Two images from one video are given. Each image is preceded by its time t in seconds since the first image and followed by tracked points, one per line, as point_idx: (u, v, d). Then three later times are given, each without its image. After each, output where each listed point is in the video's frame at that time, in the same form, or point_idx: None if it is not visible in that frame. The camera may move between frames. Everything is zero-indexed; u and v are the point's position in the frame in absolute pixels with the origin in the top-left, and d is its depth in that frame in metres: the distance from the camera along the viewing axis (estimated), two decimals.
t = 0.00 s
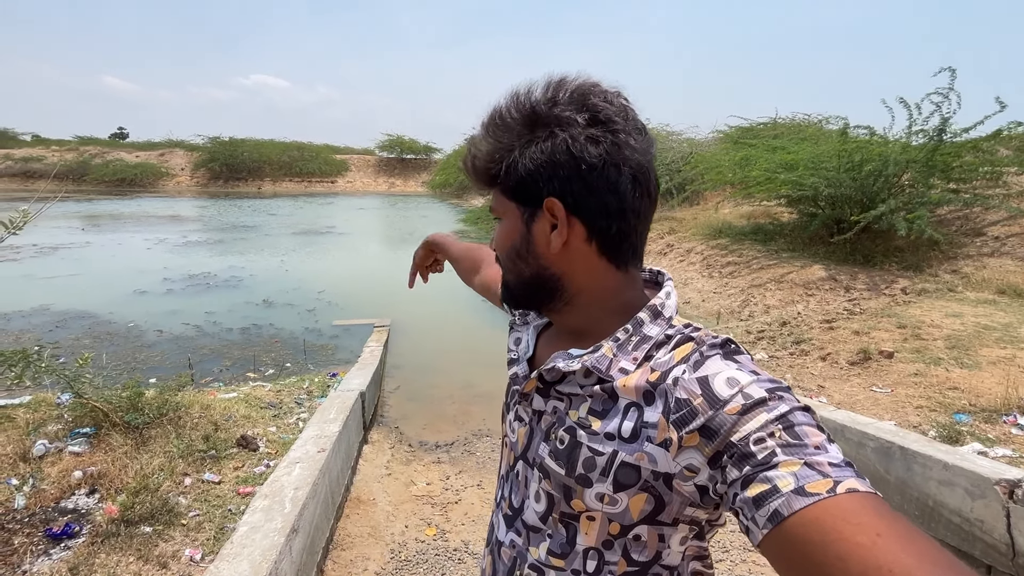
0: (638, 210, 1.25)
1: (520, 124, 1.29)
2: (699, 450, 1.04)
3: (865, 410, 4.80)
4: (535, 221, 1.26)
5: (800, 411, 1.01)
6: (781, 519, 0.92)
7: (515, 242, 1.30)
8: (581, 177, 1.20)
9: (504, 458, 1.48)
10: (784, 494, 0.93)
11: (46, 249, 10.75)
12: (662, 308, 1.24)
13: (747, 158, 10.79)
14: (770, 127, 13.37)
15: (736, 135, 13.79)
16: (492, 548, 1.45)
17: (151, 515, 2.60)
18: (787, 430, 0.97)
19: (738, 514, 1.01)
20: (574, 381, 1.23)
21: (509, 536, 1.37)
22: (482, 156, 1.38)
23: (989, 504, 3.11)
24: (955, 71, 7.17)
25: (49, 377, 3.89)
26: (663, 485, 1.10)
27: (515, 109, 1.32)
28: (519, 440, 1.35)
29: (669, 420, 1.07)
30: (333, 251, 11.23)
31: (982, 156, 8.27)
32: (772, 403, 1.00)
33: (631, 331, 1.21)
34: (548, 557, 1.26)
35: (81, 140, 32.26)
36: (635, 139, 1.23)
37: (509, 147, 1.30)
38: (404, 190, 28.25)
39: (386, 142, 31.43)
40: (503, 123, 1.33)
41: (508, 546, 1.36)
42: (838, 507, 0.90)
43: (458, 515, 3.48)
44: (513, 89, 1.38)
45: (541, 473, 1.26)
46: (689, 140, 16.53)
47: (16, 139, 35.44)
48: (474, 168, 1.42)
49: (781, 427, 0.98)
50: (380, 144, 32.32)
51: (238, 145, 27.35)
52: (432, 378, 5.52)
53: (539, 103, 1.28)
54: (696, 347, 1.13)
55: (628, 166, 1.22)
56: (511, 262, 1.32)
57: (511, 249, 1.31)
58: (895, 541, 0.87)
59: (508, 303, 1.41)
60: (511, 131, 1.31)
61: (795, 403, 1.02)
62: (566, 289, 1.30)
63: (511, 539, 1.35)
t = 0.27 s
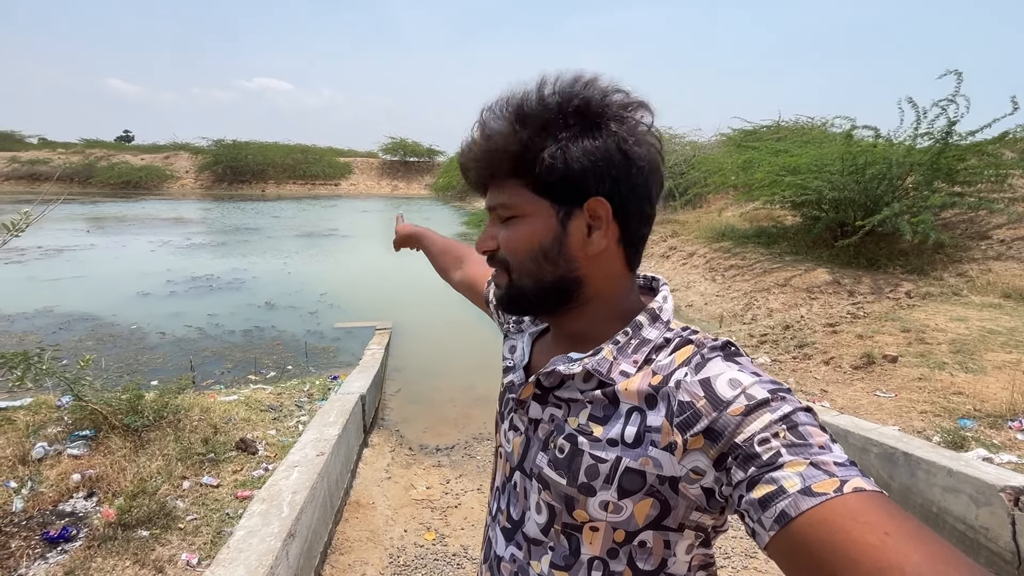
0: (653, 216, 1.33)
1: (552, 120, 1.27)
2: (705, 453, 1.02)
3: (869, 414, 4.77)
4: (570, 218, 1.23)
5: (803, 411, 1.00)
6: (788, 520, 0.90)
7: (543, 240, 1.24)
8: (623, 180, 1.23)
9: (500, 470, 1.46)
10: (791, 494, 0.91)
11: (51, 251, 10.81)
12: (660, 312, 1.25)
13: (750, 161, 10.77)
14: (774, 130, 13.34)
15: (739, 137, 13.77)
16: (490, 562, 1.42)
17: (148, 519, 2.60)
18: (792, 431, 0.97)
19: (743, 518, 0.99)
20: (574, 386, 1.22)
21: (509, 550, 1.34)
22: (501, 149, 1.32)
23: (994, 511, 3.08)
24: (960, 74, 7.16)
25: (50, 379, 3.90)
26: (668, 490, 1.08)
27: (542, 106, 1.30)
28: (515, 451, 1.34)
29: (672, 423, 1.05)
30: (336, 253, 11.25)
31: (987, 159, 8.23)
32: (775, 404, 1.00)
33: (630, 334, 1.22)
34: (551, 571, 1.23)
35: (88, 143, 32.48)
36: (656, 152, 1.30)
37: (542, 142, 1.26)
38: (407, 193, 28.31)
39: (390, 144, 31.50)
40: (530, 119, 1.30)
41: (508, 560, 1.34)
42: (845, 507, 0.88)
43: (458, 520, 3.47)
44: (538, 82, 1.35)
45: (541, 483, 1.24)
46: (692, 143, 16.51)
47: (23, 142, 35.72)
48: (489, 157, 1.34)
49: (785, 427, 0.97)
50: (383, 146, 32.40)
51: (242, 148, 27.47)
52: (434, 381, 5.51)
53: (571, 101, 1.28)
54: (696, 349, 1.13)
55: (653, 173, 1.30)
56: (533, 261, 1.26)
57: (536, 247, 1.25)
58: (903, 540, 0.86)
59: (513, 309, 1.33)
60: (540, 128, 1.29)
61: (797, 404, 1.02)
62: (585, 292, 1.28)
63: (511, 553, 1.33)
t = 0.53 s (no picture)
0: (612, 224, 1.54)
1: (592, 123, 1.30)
2: (680, 449, 1.05)
3: (868, 418, 4.76)
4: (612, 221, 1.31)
5: (774, 407, 1.03)
6: (761, 512, 0.93)
7: (597, 242, 1.28)
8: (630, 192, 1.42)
9: (479, 473, 1.47)
10: (763, 487, 0.93)
11: (54, 253, 10.85)
12: (636, 310, 1.28)
13: (751, 164, 10.77)
14: (775, 133, 13.34)
15: (741, 141, 13.77)
16: (469, 567, 1.44)
17: (143, 521, 2.61)
18: (763, 426, 0.99)
19: (718, 512, 1.02)
20: (553, 386, 1.25)
21: (487, 553, 1.35)
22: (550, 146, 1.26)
23: (991, 516, 3.07)
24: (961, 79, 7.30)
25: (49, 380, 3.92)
26: (645, 487, 1.10)
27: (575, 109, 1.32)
28: (494, 454, 1.35)
29: (649, 420, 1.07)
30: (337, 255, 11.26)
31: (989, 162, 8.22)
32: (748, 400, 1.03)
33: (607, 332, 1.23)
34: (530, 573, 1.24)
35: (92, 146, 32.61)
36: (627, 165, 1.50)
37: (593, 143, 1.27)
38: (409, 196, 28.35)
39: (392, 147, 31.56)
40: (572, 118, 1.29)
41: (487, 565, 1.35)
42: (816, 499, 0.91)
43: (454, 523, 3.47)
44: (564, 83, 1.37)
45: (519, 485, 1.25)
46: (694, 146, 16.52)
47: (28, 145, 35.91)
48: (538, 148, 1.26)
49: (757, 422, 0.99)
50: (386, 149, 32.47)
51: (245, 151, 27.54)
52: (433, 383, 5.52)
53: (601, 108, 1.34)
54: (672, 348, 1.16)
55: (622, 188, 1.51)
56: (587, 262, 1.27)
57: (592, 248, 1.27)
58: (869, 530, 0.89)
59: (552, 312, 1.28)
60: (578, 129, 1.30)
61: (768, 400, 1.05)
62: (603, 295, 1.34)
63: (489, 557, 1.34)
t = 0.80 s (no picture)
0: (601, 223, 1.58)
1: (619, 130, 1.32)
2: (669, 438, 1.07)
3: (867, 420, 4.76)
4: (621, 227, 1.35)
5: (759, 394, 1.05)
6: (749, 495, 0.94)
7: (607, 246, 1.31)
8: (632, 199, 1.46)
9: (470, 471, 1.48)
10: (750, 471, 0.95)
11: (57, 256, 10.90)
12: (623, 303, 1.30)
13: (752, 168, 10.78)
14: (776, 137, 13.35)
15: (742, 144, 13.79)
16: (462, 565, 1.44)
17: (143, 520, 2.62)
18: (750, 412, 1.01)
19: (706, 498, 1.03)
20: (543, 379, 1.26)
21: (480, 551, 1.36)
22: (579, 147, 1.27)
23: (990, 517, 3.07)
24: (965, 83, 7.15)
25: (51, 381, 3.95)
26: (636, 477, 1.11)
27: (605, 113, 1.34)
28: (485, 451, 1.36)
29: (638, 410, 1.09)
30: (339, 258, 11.29)
31: (989, 166, 8.22)
32: (734, 387, 1.04)
33: (595, 325, 1.26)
34: (522, 569, 1.26)
35: (95, 149, 32.75)
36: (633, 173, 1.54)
37: (620, 151, 1.30)
38: (411, 200, 28.40)
39: (394, 151, 31.62)
40: (603, 122, 1.31)
41: (479, 562, 1.36)
42: (800, 480, 0.92)
43: (453, 524, 3.48)
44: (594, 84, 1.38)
45: (511, 480, 1.27)
46: (695, 150, 16.54)
47: (32, 149, 36.06)
48: (571, 145, 1.27)
49: (743, 408, 1.01)
50: (388, 153, 32.55)
51: (247, 155, 27.61)
52: (433, 385, 5.54)
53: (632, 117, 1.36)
54: (659, 339, 1.18)
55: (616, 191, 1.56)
56: (596, 265, 1.30)
57: (602, 251, 1.30)
58: (853, 509, 0.90)
59: (553, 305, 1.30)
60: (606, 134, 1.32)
61: (754, 387, 1.07)
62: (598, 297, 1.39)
63: (482, 554, 1.35)
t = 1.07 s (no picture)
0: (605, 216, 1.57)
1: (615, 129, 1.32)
2: (675, 435, 1.07)
3: (871, 423, 4.75)
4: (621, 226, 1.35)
5: (767, 393, 1.05)
6: (754, 495, 0.95)
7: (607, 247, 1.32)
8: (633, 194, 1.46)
9: (473, 468, 1.48)
10: (757, 471, 0.95)
11: (60, 259, 10.93)
12: (630, 299, 1.30)
13: (754, 171, 10.79)
14: (778, 140, 13.36)
15: (743, 148, 13.80)
16: (464, 563, 1.44)
17: (147, 521, 2.63)
18: (757, 411, 1.01)
19: (711, 496, 1.04)
20: (549, 375, 1.25)
21: (482, 548, 1.36)
22: (573, 152, 1.27)
23: (995, 519, 3.06)
24: (967, 86, 7.12)
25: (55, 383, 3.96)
26: (640, 474, 1.12)
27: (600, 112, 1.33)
28: (488, 446, 1.36)
29: (645, 406, 1.09)
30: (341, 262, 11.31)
31: (992, 169, 8.23)
32: (742, 385, 1.04)
33: (602, 321, 1.25)
34: (524, 566, 1.26)
35: (99, 153, 32.87)
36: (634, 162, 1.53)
37: (616, 151, 1.29)
38: (413, 204, 28.45)
39: (395, 155, 31.70)
40: (598, 123, 1.30)
41: (481, 559, 1.36)
42: (807, 481, 0.93)
43: (456, 526, 3.48)
44: (590, 83, 1.37)
45: (515, 476, 1.27)
46: (696, 154, 16.56)
47: (35, 153, 36.20)
48: (567, 149, 1.27)
49: (751, 407, 1.01)
50: (389, 157, 32.63)
51: (250, 159, 27.69)
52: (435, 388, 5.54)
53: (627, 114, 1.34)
54: (666, 336, 1.18)
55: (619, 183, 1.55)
56: (595, 267, 1.31)
57: (601, 254, 1.30)
58: (860, 511, 0.90)
59: (555, 310, 1.32)
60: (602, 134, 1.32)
61: (761, 385, 1.07)
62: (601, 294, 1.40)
63: (484, 551, 1.35)
